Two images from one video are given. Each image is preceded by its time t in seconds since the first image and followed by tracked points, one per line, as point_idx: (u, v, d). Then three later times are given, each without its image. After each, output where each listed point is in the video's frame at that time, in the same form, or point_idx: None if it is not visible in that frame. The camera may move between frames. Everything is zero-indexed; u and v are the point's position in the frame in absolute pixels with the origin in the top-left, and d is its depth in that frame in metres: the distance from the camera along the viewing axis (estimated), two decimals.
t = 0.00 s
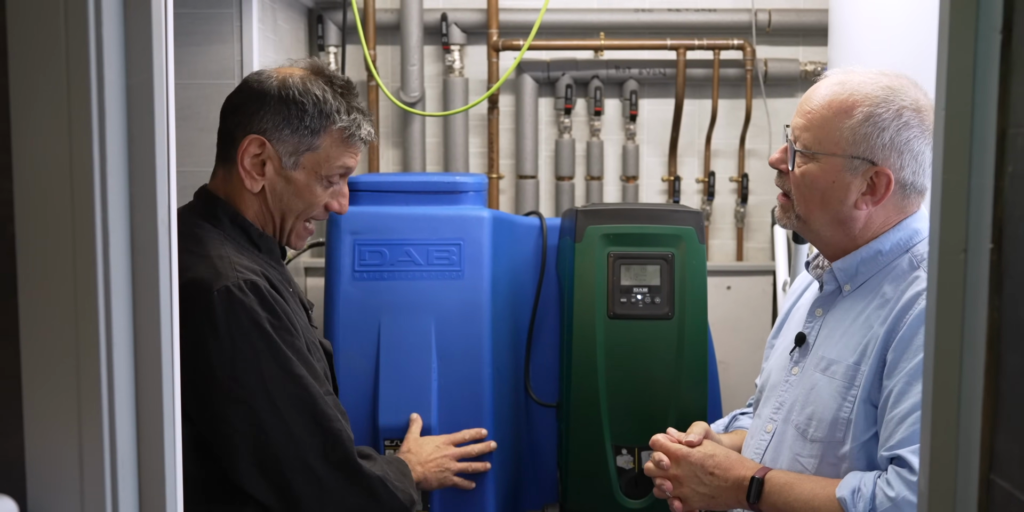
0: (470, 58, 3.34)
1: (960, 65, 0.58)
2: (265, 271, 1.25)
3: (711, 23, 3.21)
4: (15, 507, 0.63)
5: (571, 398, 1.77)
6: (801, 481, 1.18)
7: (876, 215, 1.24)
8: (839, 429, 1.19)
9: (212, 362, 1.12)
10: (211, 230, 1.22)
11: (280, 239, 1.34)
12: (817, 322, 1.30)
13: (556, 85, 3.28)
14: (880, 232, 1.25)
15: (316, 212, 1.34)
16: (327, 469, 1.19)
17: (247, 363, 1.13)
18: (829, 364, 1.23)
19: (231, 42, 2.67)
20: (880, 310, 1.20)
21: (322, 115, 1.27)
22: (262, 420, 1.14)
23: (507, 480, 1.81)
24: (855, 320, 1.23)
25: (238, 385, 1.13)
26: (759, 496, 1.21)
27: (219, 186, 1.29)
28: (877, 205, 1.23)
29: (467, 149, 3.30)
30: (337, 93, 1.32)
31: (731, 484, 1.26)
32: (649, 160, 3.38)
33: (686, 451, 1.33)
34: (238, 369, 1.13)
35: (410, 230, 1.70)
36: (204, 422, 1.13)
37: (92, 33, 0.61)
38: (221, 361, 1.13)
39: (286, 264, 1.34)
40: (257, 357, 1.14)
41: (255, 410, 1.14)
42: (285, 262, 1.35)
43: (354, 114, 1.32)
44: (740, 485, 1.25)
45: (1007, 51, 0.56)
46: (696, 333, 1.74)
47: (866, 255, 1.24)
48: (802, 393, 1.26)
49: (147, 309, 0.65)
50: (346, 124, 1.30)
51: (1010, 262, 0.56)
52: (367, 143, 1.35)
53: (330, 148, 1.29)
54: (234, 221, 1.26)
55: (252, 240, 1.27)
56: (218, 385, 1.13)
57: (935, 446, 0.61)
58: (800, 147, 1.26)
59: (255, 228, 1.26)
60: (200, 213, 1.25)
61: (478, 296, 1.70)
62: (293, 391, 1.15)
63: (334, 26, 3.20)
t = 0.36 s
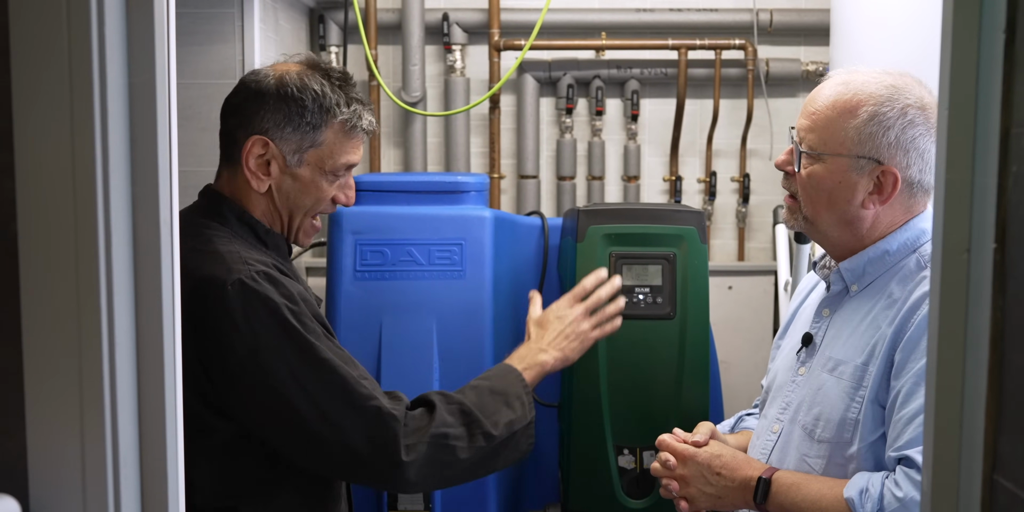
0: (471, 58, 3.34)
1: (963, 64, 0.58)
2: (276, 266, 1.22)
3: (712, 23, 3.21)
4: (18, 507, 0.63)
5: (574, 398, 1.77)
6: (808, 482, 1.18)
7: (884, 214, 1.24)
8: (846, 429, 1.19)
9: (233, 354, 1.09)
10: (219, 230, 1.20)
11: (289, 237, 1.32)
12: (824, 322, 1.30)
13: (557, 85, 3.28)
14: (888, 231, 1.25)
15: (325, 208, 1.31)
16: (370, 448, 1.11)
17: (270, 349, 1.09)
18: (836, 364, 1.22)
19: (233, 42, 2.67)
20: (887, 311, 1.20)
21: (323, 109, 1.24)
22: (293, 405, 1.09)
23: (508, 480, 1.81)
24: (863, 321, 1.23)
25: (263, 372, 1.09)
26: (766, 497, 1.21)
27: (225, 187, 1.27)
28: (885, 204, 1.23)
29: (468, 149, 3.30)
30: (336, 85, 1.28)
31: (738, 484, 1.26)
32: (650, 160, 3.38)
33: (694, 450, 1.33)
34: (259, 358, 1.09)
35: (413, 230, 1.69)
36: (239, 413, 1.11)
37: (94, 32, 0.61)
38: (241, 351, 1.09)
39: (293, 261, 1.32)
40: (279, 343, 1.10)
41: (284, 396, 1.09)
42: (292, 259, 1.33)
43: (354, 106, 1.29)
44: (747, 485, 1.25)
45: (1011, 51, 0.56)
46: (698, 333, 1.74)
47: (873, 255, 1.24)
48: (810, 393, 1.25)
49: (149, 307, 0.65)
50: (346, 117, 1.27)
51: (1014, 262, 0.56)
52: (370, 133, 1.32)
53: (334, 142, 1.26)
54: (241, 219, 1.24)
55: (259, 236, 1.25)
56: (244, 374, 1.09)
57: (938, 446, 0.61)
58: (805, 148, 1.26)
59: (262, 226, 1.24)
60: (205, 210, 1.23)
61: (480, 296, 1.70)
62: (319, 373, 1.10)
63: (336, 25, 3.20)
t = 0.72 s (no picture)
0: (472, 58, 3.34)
1: (965, 63, 0.58)
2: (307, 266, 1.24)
3: (713, 22, 3.21)
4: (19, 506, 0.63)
5: (574, 397, 1.77)
6: (814, 483, 1.18)
7: (878, 208, 1.23)
8: (852, 431, 1.19)
9: (273, 355, 1.10)
10: (257, 230, 1.22)
11: (321, 244, 1.32)
12: (829, 322, 1.30)
13: (558, 85, 3.28)
14: (887, 229, 1.24)
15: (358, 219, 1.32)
16: (406, 455, 1.13)
17: (310, 353, 1.10)
18: (842, 365, 1.22)
19: (234, 41, 2.66)
20: (894, 311, 1.20)
21: (367, 122, 1.26)
22: (332, 410, 1.10)
23: (509, 479, 1.81)
24: (869, 322, 1.23)
25: (304, 376, 1.10)
26: (770, 497, 1.21)
27: (263, 190, 1.28)
28: (875, 199, 1.23)
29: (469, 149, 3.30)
30: (380, 99, 1.29)
31: (742, 483, 1.26)
32: (651, 160, 3.38)
33: (698, 449, 1.33)
34: (300, 361, 1.09)
35: (414, 229, 1.70)
36: (276, 414, 1.11)
37: (94, 32, 0.61)
38: (282, 353, 1.10)
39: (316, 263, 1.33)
40: (318, 344, 1.10)
41: (324, 400, 1.10)
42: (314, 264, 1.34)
43: (395, 121, 1.30)
44: (751, 485, 1.25)
45: (1013, 49, 0.56)
46: (699, 332, 1.74)
47: (879, 256, 1.24)
48: (815, 393, 1.25)
49: (149, 307, 0.65)
50: (389, 131, 1.28)
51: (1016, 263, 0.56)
52: (407, 149, 1.33)
53: (375, 156, 1.28)
54: (275, 220, 1.26)
55: (291, 239, 1.28)
56: (283, 376, 1.10)
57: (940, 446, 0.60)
58: (791, 160, 1.28)
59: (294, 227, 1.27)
60: (240, 206, 1.25)
61: (481, 296, 1.70)
62: (359, 378, 1.11)
63: (336, 25, 3.20)
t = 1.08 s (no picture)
0: (473, 58, 3.34)
1: (965, 62, 0.58)
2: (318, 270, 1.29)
3: (713, 22, 3.21)
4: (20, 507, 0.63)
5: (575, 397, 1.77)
6: (806, 485, 1.17)
7: (859, 207, 1.22)
8: (845, 433, 1.19)
9: (292, 360, 1.15)
10: (265, 236, 1.26)
11: (327, 242, 1.36)
12: (827, 324, 1.30)
13: (558, 85, 3.28)
14: (875, 231, 1.23)
15: (360, 217, 1.34)
16: (420, 452, 1.22)
17: (328, 358, 1.16)
18: (837, 367, 1.22)
19: (234, 41, 2.66)
20: (889, 312, 1.19)
21: (363, 124, 1.27)
22: (350, 412, 1.17)
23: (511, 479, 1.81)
24: (864, 323, 1.23)
25: (324, 380, 1.16)
26: (764, 499, 1.21)
27: (263, 192, 1.30)
28: (852, 200, 1.22)
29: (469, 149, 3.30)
30: (375, 98, 1.30)
31: (736, 484, 1.26)
32: (652, 159, 3.38)
33: (694, 449, 1.33)
34: (320, 366, 1.16)
35: (414, 229, 1.70)
36: (295, 416, 1.17)
37: (94, 32, 0.61)
38: (304, 360, 1.16)
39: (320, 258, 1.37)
40: (337, 351, 1.17)
41: (342, 403, 1.17)
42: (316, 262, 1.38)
43: (393, 120, 1.31)
44: (745, 486, 1.25)
45: (1014, 49, 0.56)
46: (700, 332, 1.73)
47: (876, 256, 1.23)
48: (810, 395, 1.25)
49: (150, 306, 0.65)
50: (386, 131, 1.30)
51: (1016, 263, 0.56)
52: (407, 146, 1.35)
53: (372, 155, 1.29)
54: (285, 224, 1.29)
55: (301, 243, 1.32)
56: (303, 380, 1.16)
57: (940, 446, 0.60)
58: (772, 172, 1.30)
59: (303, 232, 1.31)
60: (250, 212, 1.28)
61: (482, 296, 1.70)
62: (376, 381, 1.19)
63: (336, 25, 3.20)
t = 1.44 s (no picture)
0: (473, 58, 3.34)
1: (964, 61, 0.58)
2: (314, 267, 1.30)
3: (713, 22, 3.21)
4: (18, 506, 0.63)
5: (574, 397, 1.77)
6: (803, 486, 1.17)
7: (860, 207, 1.22)
8: (842, 434, 1.19)
9: (288, 358, 1.16)
10: (260, 234, 1.25)
11: (326, 237, 1.36)
12: (826, 323, 1.30)
13: (558, 85, 3.28)
14: (877, 232, 1.24)
15: (355, 209, 1.34)
16: (419, 447, 1.22)
17: (323, 353, 1.16)
18: (835, 367, 1.22)
19: (233, 41, 2.67)
20: (887, 313, 1.19)
21: (347, 116, 1.27)
22: (347, 408, 1.17)
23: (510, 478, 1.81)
24: (863, 323, 1.23)
25: (320, 377, 1.16)
26: (761, 500, 1.21)
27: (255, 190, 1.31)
28: (853, 200, 1.22)
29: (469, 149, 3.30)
30: (359, 89, 1.30)
31: (733, 486, 1.26)
32: (651, 159, 3.38)
33: (692, 450, 1.33)
34: (316, 363, 1.16)
35: (413, 228, 1.70)
36: (293, 414, 1.17)
37: (93, 31, 0.61)
38: (299, 357, 1.16)
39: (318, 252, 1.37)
40: (332, 346, 1.17)
41: (339, 399, 1.17)
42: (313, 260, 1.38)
43: (378, 109, 1.31)
44: (742, 487, 1.25)
45: (1012, 48, 0.56)
46: (699, 332, 1.73)
47: (875, 256, 1.23)
48: (809, 395, 1.25)
49: (149, 306, 0.65)
50: (371, 120, 1.29)
51: (1015, 262, 0.56)
52: (395, 133, 1.34)
53: (360, 146, 1.29)
54: (280, 223, 1.29)
55: (296, 239, 1.31)
56: (299, 377, 1.16)
57: (938, 446, 0.60)
58: (773, 170, 1.30)
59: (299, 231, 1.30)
60: (246, 210, 1.28)
61: (481, 295, 1.70)
62: (372, 376, 1.19)
63: (336, 25, 3.20)
